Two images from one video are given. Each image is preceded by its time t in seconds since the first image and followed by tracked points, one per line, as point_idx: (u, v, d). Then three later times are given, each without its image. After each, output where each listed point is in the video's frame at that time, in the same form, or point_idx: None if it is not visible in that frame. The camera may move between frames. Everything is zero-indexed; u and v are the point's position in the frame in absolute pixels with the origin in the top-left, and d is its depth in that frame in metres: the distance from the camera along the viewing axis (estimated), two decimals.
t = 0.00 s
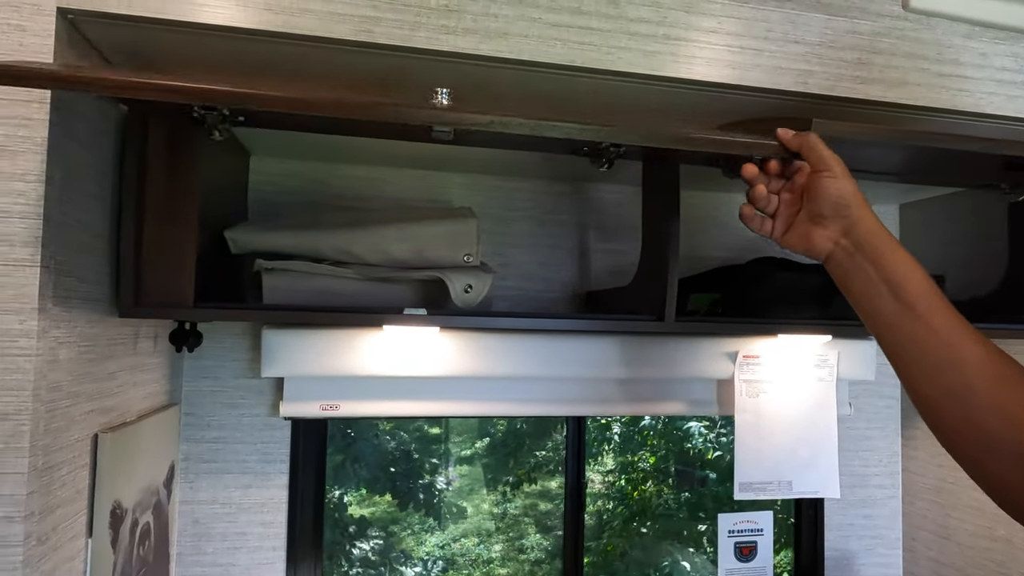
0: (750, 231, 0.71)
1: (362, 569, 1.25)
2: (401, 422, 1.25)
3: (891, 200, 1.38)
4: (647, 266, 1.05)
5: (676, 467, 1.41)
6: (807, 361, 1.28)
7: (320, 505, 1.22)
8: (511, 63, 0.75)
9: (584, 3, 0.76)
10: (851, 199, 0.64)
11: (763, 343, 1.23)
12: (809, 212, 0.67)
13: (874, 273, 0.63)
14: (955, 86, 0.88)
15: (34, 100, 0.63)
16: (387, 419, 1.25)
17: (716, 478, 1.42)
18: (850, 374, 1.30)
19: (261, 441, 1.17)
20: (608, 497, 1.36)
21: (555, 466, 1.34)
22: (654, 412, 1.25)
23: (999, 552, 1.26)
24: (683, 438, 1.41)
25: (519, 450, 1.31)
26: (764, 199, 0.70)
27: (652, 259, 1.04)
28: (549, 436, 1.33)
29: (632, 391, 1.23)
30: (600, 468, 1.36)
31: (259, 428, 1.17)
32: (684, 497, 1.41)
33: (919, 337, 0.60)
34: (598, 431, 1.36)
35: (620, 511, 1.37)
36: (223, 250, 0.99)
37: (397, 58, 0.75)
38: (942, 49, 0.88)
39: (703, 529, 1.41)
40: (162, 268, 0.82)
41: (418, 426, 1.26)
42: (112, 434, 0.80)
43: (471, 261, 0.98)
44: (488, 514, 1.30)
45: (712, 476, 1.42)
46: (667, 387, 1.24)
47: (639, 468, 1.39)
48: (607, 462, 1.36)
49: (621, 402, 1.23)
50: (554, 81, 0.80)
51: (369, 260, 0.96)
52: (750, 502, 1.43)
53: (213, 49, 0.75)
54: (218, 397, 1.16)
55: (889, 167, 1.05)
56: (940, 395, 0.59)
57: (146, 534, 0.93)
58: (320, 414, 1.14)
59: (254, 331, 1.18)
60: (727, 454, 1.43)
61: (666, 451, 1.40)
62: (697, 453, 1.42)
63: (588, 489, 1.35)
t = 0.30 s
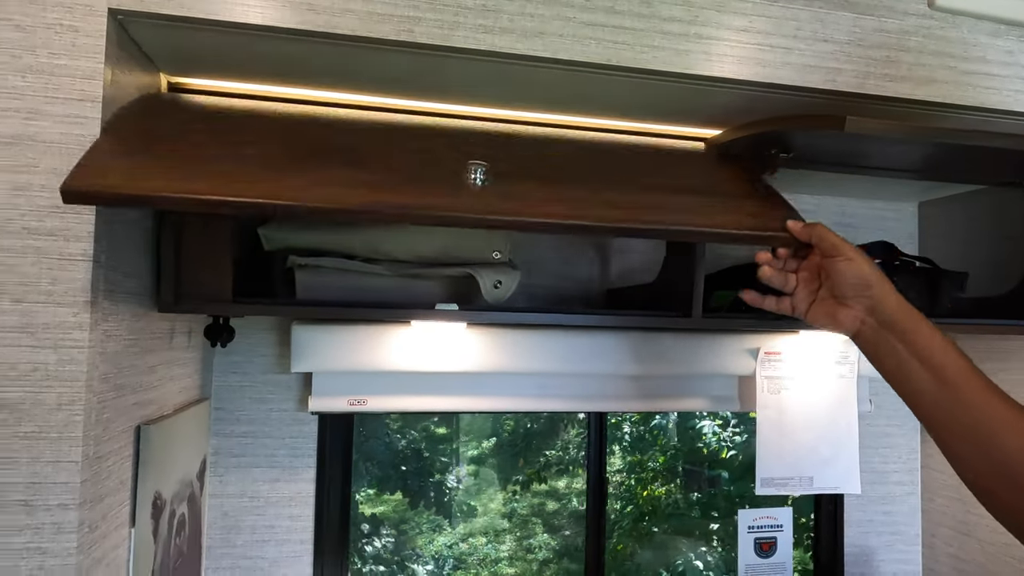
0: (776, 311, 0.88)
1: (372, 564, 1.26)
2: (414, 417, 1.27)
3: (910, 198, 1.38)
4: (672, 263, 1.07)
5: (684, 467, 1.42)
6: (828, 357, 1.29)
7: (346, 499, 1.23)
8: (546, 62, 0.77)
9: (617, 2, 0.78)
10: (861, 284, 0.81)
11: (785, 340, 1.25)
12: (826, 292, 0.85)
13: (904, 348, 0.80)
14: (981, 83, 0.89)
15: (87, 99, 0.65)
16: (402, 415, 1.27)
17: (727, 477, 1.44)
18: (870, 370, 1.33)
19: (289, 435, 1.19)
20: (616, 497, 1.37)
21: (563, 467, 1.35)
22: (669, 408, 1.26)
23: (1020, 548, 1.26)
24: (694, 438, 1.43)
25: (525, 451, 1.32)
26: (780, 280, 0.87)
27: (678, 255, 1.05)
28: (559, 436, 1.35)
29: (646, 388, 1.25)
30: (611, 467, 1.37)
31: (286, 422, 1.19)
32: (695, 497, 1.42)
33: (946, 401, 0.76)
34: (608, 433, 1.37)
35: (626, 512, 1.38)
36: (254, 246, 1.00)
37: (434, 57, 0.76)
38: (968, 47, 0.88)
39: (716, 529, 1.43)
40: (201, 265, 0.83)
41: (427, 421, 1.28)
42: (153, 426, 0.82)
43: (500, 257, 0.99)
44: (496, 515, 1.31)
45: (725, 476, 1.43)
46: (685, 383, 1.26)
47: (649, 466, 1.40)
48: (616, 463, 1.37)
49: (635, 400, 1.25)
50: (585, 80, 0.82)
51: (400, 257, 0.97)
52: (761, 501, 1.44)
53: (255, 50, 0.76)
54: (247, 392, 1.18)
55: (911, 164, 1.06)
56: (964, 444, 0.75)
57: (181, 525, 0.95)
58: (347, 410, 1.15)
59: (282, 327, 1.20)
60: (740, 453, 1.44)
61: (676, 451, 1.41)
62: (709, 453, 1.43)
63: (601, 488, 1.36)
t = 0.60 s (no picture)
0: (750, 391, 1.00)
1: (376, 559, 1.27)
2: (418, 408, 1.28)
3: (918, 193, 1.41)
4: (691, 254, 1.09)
5: (680, 465, 1.44)
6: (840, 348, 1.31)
7: (366, 488, 1.25)
8: (577, 56, 0.79)
9: None
10: (815, 359, 0.93)
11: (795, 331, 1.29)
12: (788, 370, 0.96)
13: (862, 403, 0.88)
14: (995, 79, 0.91)
15: (136, 89, 0.67)
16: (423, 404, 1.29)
17: (725, 473, 1.46)
18: (879, 362, 1.36)
19: (311, 425, 1.21)
20: (613, 493, 1.39)
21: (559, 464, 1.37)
22: (668, 399, 1.30)
23: None
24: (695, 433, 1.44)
25: (521, 448, 1.34)
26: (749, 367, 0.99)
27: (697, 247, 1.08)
28: (557, 432, 1.36)
29: (649, 376, 1.28)
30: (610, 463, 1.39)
31: (308, 412, 1.21)
32: (694, 493, 1.45)
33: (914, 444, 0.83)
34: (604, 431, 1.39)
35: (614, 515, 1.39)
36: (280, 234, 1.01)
37: (468, 50, 0.78)
38: (982, 44, 0.91)
39: (716, 523, 1.45)
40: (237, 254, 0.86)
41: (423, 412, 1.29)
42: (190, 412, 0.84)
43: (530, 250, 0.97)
44: (493, 511, 1.34)
45: (725, 471, 1.45)
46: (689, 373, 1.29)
47: (647, 462, 1.42)
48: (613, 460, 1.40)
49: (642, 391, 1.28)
50: (613, 73, 0.84)
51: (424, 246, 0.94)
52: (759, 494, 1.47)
53: (292, 43, 0.78)
54: (270, 382, 1.19)
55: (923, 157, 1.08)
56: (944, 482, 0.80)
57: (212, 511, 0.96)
58: (370, 399, 1.17)
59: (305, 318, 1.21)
60: (742, 448, 1.45)
61: (676, 447, 1.43)
62: (713, 447, 1.44)
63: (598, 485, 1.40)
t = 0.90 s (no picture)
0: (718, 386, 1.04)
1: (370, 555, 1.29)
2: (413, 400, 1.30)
3: (907, 189, 1.46)
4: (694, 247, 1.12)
5: (663, 463, 1.46)
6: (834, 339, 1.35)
7: (364, 486, 1.26)
8: (591, 52, 0.81)
9: None
10: (770, 355, 0.97)
11: (791, 323, 1.32)
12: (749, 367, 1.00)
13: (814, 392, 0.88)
14: (987, 78, 0.95)
15: (165, 80, 0.68)
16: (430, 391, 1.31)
17: (710, 467, 1.49)
18: (871, 353, 1.40)
19: (317, 415, 1.22)
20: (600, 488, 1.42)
21: (545, 462, 1.39)
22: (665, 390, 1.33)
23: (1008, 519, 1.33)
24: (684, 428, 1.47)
25: (508, 445, 1.36)
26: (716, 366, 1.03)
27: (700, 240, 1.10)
28: (542, 429, 1.38)
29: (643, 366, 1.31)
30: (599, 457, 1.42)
31: (314, 403, 1.22)
32: (680, 488, 1.47)
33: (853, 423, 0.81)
34: (591, 428, 1.41)
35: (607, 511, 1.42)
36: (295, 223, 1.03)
37: (485, 46, 0.80)
38: (975, 45, 0.95)
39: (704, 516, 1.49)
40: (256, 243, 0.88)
41: (411, 407, 1.30)
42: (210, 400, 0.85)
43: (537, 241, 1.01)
44: (478, 508, 1.35)
45: (712, 464, 1.49)
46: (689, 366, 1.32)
47: (634, 459, 1.44)
48: (596, 457, 1.42)
49: (639, 379, 1.31)
50: (624, 70, 0.86)
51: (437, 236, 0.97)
52: (744, 488, 1.50)
53: (313, 36, 0.80)
54: (277, 373, 1.20)
55: (914, 153, 1.12)
56: (895, 457, 0.77)
57: (225, 499, 0.97)
58: (377, 389, 1.19)
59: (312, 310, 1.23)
60: (729, 441, 1.49)
61: (663, 443, 1.46)
62: (701, 442, 1.48)
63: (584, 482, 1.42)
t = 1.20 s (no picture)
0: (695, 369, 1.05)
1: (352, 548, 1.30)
2: (392, 393, 1.32)
3: (876, 185, 1.52)
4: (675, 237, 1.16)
5: (638, 456, 1.50)
6: (806, 328, 1.41)
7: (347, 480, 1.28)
8: (582, 45, 0.84)
9: None
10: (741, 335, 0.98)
11: (766, 312, 1.38)
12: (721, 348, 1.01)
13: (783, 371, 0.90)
14: (952, 76, 1.00)
15: (168, 65, 0.69)
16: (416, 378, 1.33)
17: (683, 458, 1.54)
18: (842, 342, 1.46)
19: (305, 402, 1.23)
20: (576, 481, 1.46)
21: (520, 455, 1.42)
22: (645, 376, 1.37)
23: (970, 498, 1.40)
24: (659, 419, 1.52)
25: (484, 440, 1.39)
26: (694, 351, 1.06)
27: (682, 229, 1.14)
28: (517, 424, 1.41)
29: (622, 354, 1.35)
30: (577, 449, 1.46)
31: (303, 390, 1.23)
32: (655, 479, 1.52)
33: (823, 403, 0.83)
34: (568, 422, 1.45)
35: (585, 504, 1.45)
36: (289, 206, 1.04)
37: (481, 38, 0.83)
38: (942, 45, 1.00)
39: (677, 505, 1.53)
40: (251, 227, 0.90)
41: (391, 400, 1.32)
42: (206, 384, 0.86)
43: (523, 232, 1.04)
44: (453, 505, 1.38)
45: (686, 454, 1.53)
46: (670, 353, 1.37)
47: (610, 451, 1.48)
48: (571, 452, 1.45)
49: (620, 365, 1.35)
50: (613, 63, 0.89)
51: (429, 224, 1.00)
52: (716, 478, 1.55)
53: (311, 26, 0.81)
54: (266, 361, 1.21)
55: (884, 149, 1.18)
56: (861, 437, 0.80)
57: (218, 483, 0.98)
58: (366, 376, 1.20)
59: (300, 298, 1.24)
60: (703, 432, 1.54)
61: (637, 436, 1.50)
62: (677, 432, 1.53)
63: (561, 474, 1.45)
